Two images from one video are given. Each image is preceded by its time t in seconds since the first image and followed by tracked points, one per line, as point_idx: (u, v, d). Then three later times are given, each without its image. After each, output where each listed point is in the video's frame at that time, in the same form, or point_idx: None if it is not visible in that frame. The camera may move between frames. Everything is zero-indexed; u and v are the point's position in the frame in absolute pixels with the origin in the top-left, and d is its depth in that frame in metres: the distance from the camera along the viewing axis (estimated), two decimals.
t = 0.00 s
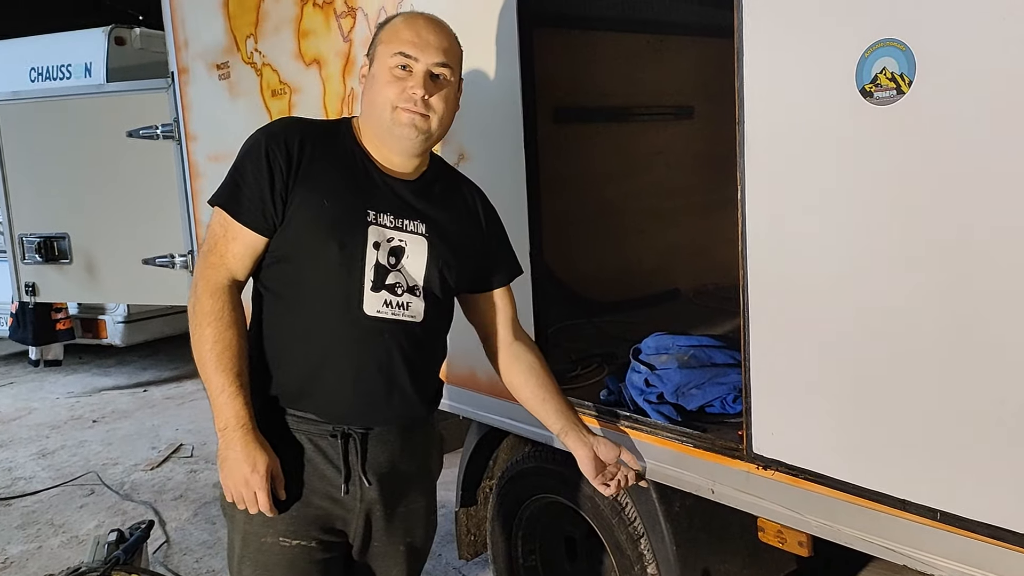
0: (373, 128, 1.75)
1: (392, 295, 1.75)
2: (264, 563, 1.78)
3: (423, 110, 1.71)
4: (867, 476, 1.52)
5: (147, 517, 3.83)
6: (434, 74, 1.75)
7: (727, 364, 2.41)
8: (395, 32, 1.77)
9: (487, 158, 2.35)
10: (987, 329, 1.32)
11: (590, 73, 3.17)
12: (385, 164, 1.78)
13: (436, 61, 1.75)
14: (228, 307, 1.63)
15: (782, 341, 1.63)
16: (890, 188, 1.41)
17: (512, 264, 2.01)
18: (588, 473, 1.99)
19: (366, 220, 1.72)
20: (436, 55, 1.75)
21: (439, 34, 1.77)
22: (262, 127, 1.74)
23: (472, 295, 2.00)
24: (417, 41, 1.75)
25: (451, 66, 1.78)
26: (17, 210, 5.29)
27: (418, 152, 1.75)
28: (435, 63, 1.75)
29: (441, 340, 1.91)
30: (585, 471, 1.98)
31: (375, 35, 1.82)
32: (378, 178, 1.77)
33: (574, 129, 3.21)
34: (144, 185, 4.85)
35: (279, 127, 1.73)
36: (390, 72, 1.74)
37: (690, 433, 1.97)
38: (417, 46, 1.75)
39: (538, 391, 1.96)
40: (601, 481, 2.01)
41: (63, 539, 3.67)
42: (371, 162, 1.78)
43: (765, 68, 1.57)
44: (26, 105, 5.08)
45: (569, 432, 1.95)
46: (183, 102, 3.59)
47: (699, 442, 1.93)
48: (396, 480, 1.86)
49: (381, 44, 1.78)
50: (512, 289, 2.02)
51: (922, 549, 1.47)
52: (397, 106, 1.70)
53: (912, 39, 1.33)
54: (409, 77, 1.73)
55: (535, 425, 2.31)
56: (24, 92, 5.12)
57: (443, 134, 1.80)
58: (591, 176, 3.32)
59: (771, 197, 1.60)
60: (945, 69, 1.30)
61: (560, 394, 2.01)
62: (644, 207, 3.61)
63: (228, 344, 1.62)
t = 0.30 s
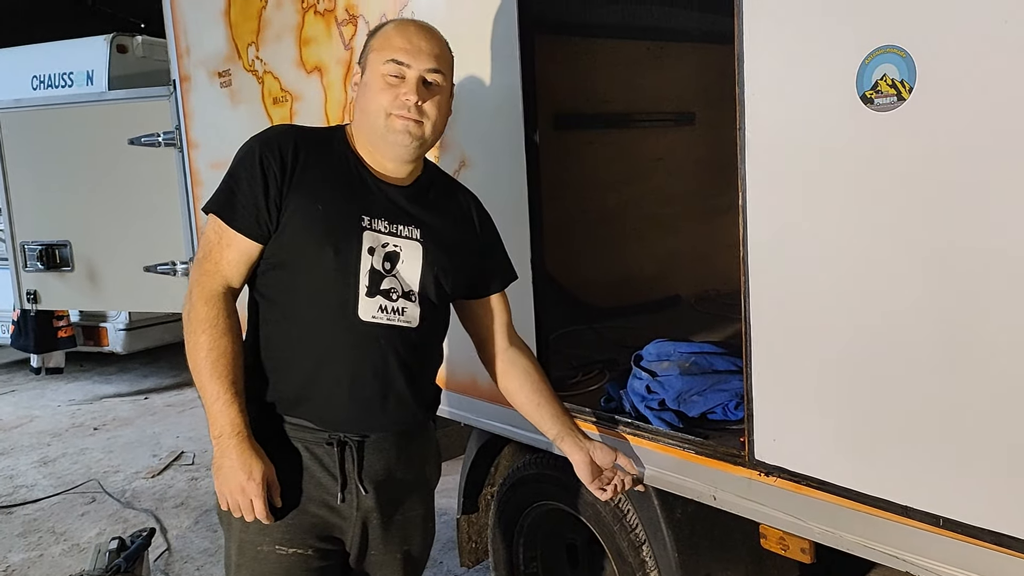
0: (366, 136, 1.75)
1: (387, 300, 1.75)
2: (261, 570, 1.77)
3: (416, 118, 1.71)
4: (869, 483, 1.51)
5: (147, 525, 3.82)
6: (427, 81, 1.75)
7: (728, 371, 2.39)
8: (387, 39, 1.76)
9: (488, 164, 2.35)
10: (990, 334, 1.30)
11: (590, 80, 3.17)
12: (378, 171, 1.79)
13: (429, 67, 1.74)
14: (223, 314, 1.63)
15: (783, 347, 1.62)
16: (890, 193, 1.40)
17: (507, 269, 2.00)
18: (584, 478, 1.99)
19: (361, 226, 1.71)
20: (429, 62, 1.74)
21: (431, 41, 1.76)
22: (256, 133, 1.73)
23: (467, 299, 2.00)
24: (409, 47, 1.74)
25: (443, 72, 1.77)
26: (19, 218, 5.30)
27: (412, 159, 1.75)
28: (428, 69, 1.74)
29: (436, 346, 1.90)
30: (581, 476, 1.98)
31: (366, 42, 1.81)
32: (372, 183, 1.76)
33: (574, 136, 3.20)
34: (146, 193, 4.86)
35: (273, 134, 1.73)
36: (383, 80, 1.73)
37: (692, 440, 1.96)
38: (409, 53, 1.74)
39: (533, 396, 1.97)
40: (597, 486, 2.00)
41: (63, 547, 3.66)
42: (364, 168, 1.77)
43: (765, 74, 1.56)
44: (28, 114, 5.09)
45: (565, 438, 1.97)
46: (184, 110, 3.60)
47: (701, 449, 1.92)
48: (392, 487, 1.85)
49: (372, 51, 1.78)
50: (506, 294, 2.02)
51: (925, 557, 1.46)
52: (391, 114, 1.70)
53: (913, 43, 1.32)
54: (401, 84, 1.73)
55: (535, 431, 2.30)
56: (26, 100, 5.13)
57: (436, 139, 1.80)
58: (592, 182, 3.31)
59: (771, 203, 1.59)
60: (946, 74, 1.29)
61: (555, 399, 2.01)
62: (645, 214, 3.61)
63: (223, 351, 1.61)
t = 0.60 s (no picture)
0: (362, 141, 1.75)
1: (384, 307, 1.75)
2: None
3: (411, 116, 1.71)
4: (873, 491, 1.50)
5: (150, 533, 3.82)
6: (419, 78, 1.76)
7: (730, 378, 2.40)
8: (379, 42, 1.78)
9: (490, 172, 2.35)
10: (993, 340, 1.30)
11: (590, 88, 3.18)
12: (376, 176, 1.79)
13: (421, 65, 1.75)
14: (221, 326, 1.63)
15: (785, 354, 1.62)
16: (892, 199, 1.40)
17: (505, 274, 2.00)
18: (586, 483, 2.00)
19: (357, 234, 1.71)
20: (420, 59, 1.75)
21: (421, 40, 1.78)
22: (252, 145, 1.74)
23: (465, 306, 2.00)
24: (400, 47, 1.76)
25: (435, 70, 1.78)
26: (22, 226, 5.30)
27: (408, 160, 1.75)
28: (420, 67, 1.75)
29: (434, 353, 1.90)
30: (583, 482, 1.99)
31: (358, 48, 1.82)
32: (368, 190, 1.77)
33: (575, 144, 3.21)
34: (149, 201, 4.87)
35: (268, 144, 1.73)
36: (376, 80, 1.74)
37: (695, 448, 1.95)
38: (401, 52, 1.75)
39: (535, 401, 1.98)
40: (599, 491, 2.02)
41: (65, 555, 3.66)
42: (362, 176, 1.78)
43: (766, 82, 1.57)
44: (31, 122, 5.10)
45: (567, 442, 1.97)
46: (186, 118, 3.61)
47: (704, 456, 1.91)
48: (391, 496, 1.85)
49: (364, 55, 1.79)
50: (505, 300, 2.03)
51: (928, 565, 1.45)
52: (385, 114, 1.71)
53: (914, 50, 1.32)
54: (394, 83, 1.73)
55: (536, 439, 2.30)
56: (29, 108, 5.14)
57: (431, 140, 1.80)
58: (593, 191, 3.32)
59: (774, 211, 1.59)
60: (946, 82, 1.29)
61: (557, 403, 2.02)
62: (647, 222, 3.61)
63: (221, 363, 1.62)
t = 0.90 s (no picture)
0: (364, 151, 1.76)
1: (384, 316, 1.75)
2: None
3: (413, 129, 1.72)
4: (877, 500, 1.50)
5: (153, 541, 3.82)
6: (421, 93, 1.77)
7: (733, 386, 2.42)
8: (381, 54, 1.78)
9: (493, 181, 2.36)
10: (998, 349, 1.30)
11: (593, 97, 3.20)
12: (376, 188, 1.79)
13: (423, 79, 1.76)
14: (222, 335, 1.64)
15: (788, 364, 1.62)
16: (895, 208, 1.40)
17: (505, 283, 2.01)
18: (587, 492, 2.01)
19: (357, 243, 1.72)
20: (422, 73, 1.76)
21: (424, 54, 1.78)
22: (254, 154, 1.75)
23: (465, 314, 2.01)
24: (403, 60, 1.76)
25: (437, 85, 1.79)
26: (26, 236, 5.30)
27: (409, 172, 1.76)
28: (422, 81, 1.76)
29: (435, 362, 1.90)
30: (584, 491, 2.00)
31: (361, 59, 1.83)
32: (368, 201, 1.77)
33: (577, 152, 3.22)
34: (153, 210, 4.89)
35: (270, 154, 1.74)
36: (378, 94, 1.75)
37: (698, 457, 1.95)
38: (404, 66, 1.76)
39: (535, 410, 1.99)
40: (601, 500, 2.01)
41: (68, 563, 3.65)
42: (362, 185, 1.78)
43: (769, 91, 1.57)
44: (36, 131, 5.12)
45: (568, 451, 1.99)
46: (190, 128, 3.63)
47: (707, 465, 1.91)
48: (391, 504, 1.84)
49: (367, 66, 1.79)
50: (505, 309, 2.03)
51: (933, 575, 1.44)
52: (387, 127, 1.71)
53: (917, 58, 1.32)
54: (397, 97, 1.74)
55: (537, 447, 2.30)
56: (34, 118, 5.16)
57: (432, 153, 1.82)
58: (594, 200, 3.33)
59: (777, 220, 1.59)
60: (948, 91, 1.29)
61: (556, 412, 2.03)
62: (650, 231, 3.62)
63: (221, 371, 1.62)
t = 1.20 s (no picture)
0: (366, 165, 1.77)
1: (388, 327, 1.75)
2: None
3: (416, 147, 1.73)
4: (883, 510, 1.49)
5: (157, 550, 3.82)
6: (425, 109, 1.77)
7: (738, 395, 2.42)
8: (385, 69, 1.78)
9: (498, 190, 2.36)
10: (1004, 359, 1.29)
11: (596, 105, 3.20)
12: (379, 200, 1.80)
13: (427, 96, 1.77)
14: (226, 346, 1.64)
15: (793, 373, 1.62)
16: (900, 218, 1.39)
17: (507, 292, 2.01)
18: (587, 500, 2.01)
19: (361, 254, 1.72)
20: (426, 91, 1.76)
21: (429, 71, 1.78)
22: (257, 166, 1.75)
23: (466, 324, 2.01)
24: (407, 77, 1.76)
25: (441, 101, 1.80)
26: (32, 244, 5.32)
27: (411, 187, 1.77)
28: (426, 99, 1.76)
29: (438, 371, 1.90)
30: (584, 499, 2.01)
31: (365, 72, 1.83)
32: (370, 212, 1.77)
33: (581, 161, 3.22)
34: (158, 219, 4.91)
35: (273, 166, 1.75)
36: (382, 110, 1.75)
37: (703, 466, 1.94)
38: (407, 83, 1.76)
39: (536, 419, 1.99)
40: (601, 508, 2.03)
41: (73, 572, 3.66)
42: (365, 197, 1.79)
43: (772, 101, 1.57)
44: (42, 140, 5.13)
45: (568, 459, 1.98)
46: (196, 137, 3.66)
47: (712, 475, 1.90)
48: (395, 513, 1.85)
49: (371, 80, 1.79)
50: (507, 318, 2.04)
51: None
52: (390, 144, 1.72)
53: (920, 68, 1.32)
54: (400, 114, 1.75)
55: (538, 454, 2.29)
56: (40, 127, 5.18)
57: (434, 167, 1.83)
58: (598, 207, 3.34)
59: (781, 230, 1.59)
60: (951, 101, 1.29)
61: (557, 420, 2.03)
62: (655, 239, 3.62)
63: (225, 382, 1.63)
